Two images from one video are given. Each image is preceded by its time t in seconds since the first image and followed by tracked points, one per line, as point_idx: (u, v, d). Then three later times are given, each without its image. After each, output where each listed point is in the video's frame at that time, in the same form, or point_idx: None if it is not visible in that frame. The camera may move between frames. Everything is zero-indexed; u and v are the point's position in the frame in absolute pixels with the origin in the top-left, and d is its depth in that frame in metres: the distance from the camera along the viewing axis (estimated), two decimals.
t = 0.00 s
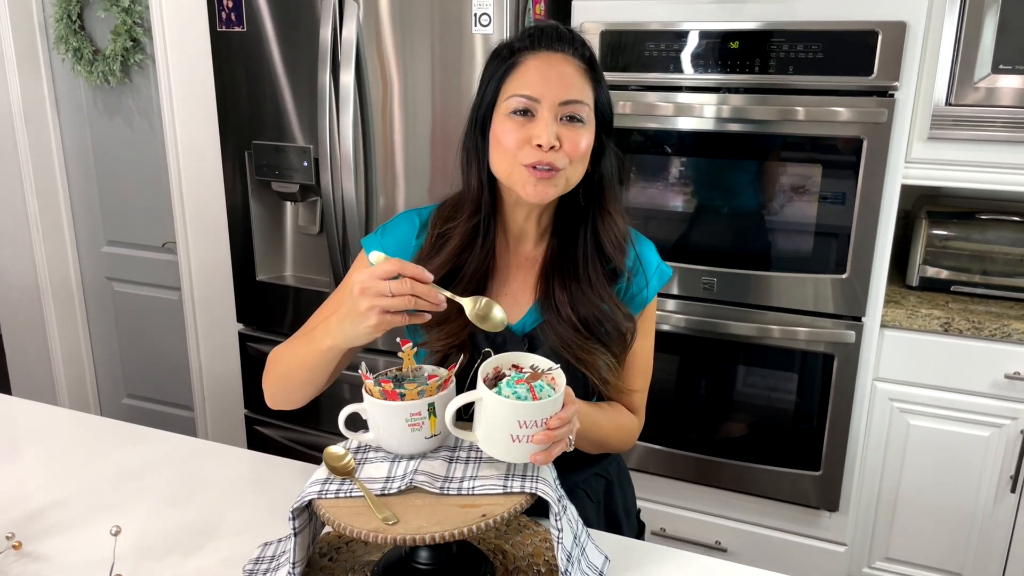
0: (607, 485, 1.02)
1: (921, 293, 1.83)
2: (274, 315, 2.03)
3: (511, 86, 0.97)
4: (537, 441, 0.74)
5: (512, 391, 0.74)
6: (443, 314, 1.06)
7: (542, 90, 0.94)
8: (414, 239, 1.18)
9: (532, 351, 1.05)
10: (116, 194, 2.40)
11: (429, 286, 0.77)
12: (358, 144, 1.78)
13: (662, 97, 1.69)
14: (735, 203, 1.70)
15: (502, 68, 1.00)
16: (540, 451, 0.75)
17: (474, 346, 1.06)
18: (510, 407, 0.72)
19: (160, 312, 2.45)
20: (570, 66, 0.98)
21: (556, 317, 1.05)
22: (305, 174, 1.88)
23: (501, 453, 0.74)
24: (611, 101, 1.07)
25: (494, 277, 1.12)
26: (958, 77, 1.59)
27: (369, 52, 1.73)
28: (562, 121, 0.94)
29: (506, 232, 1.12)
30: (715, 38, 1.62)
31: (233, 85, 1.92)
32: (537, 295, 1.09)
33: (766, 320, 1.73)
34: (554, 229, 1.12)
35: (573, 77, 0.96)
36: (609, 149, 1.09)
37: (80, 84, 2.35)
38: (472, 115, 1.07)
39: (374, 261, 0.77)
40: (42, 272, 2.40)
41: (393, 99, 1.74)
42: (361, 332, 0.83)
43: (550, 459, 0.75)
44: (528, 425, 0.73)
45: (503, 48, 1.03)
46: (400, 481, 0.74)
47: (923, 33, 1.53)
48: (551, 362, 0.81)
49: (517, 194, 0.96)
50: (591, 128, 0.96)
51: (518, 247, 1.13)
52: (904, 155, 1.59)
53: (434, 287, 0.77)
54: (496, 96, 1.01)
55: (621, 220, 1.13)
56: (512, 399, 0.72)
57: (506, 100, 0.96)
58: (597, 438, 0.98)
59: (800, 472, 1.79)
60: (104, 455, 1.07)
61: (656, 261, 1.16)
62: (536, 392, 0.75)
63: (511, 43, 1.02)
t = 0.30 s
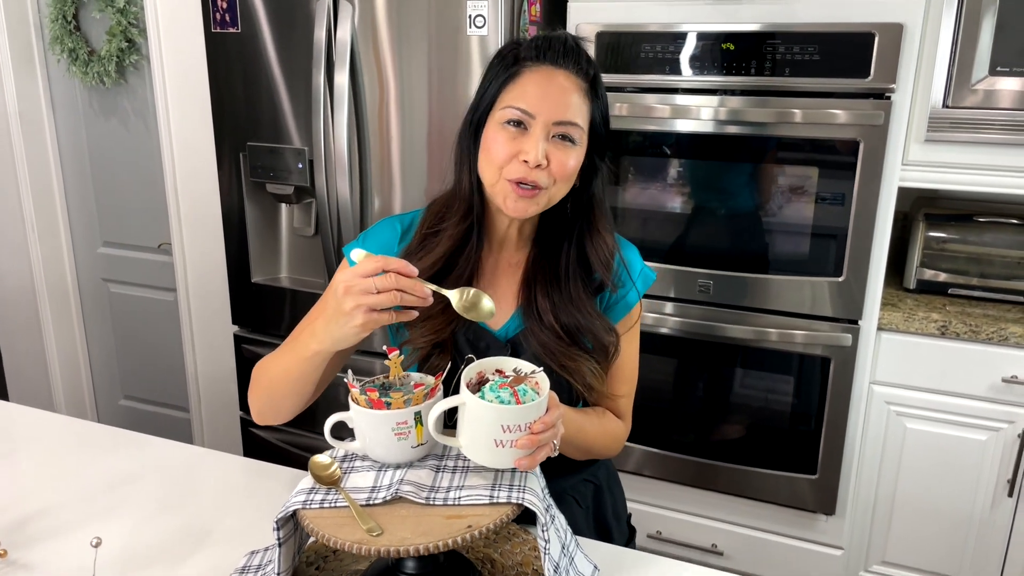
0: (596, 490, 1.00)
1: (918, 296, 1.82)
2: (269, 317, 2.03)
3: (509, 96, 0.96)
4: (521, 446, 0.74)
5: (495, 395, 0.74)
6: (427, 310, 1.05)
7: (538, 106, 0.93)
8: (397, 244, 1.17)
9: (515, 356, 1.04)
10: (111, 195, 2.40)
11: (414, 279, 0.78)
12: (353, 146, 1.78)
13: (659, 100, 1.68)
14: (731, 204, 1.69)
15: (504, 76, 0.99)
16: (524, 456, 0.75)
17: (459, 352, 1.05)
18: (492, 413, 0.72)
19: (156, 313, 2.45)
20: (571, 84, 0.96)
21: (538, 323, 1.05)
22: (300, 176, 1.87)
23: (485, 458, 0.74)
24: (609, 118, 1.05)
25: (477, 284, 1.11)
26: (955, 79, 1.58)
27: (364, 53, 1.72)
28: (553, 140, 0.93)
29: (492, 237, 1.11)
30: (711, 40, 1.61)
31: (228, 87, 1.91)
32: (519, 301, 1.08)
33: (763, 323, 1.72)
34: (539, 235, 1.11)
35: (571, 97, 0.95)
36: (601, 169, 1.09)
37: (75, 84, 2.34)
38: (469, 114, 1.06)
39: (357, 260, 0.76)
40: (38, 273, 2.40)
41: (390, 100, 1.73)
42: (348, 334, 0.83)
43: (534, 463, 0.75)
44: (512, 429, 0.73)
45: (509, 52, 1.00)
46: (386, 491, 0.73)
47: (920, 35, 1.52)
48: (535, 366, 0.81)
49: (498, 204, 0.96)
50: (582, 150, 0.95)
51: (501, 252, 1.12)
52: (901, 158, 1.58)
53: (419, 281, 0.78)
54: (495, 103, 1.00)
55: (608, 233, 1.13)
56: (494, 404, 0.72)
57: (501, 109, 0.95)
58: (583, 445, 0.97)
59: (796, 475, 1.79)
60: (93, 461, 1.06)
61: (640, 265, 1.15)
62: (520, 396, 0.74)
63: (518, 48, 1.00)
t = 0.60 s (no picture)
0: (584, 500, 0.99)
1: (915, 300, 1.81)
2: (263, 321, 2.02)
3: (485, 104, 0.95)
4: (508, 460, 0.73)
5: (482, 408, 0.73)
6: (415, 314, 1.05)
7: (513, 115, 0.92)
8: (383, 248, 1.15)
9: (500, 364, 1.03)
10: (106, 198, 2.39)
11: (366, 226, 0.77)
12: (346, 149, 1.77)
13: (657, 103, 1.67)
14: (728, 208, 1.68)
15: (482, 83, 0.98)
16: (511, 469, 0.74)
17: (445, 360, 1.04)
18: (481, 425, 0.71)
19: (152, 316, 2.44)
20: (548, 92, 0.95)
21: (523, 332, 1.04)
22: (293, 180, 1.86)
23: (472, 472, 0.73)
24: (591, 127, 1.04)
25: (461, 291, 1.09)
26: (952, 83, 1.57)
27: (358, 56, 1.71)
28: (528, 150, 0.92)
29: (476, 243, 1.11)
30: (709, 43, 1.60)
31: (221, 90, 1.90)
32: (505, 308, 1.07)
33: (759, 328, 1.71)
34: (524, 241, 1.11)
35: (547, 106, 0.94)
36: (586, 179, 1.08)
37: (70, 87, 2.34)
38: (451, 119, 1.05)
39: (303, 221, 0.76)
40: (33, 276, 2.39)
41: (385, 103, 1.72)
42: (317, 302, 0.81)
43: (522, 476, 0.74)
44: (499, 443, 0.72)
45: (491, 57, 1.00)
46: (366, 503, 0.72)
47: (916, 38, 1.51)
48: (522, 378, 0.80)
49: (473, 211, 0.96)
50: (558, 160, 0.95)
51: (486, 258, 1.11)
52: (897, 162, 1.57)
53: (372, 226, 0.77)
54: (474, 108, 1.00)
55: (596, 244, 1.12)
56: (482, 416, 0.71)
57: (478, 116, 0.95)
58: (572, 455, 0.96)
59: (792, 481, 1.77)
60: (78, 469, 1.05)
61: (627, 273, 1.14)
62: (508, 409, 0.73)
63: (499, 54, 1.00)
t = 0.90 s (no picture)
0: (583, 506, 0.99)
1: (915, 303, 1.81)
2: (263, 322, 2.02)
3: (471, 118, 0.95)
4: (503, 466, 0.73)
5: (478, 414, 0.73)
6: (416, 324, 1.04)
7: (500, 127, 0.92)
8: (390, 250, 1.15)
9: (503, 369, 1.03)
10: (107, 199, 2.39)
11: (350, 196, 0.80)
12: (346, 151, 1.77)
13: (657, 107, 1.67)
14: (728, 211, 1.68)
15: (464, 95, 0.98)
16: (506, 476, 0.73)
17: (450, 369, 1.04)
18: (475, 431, 0.71)
19: (153, 318, 2.44)
20: (530, 98, 0.95)
21: (528, 331, 1.04)
22: (293, 182, 1.86)
23: (468, 478, 0.73)
24: (580, 121, 1.03)
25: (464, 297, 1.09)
26: (952, 86, 1.57)
27: (359, 58, 1.71)
28: (520, 158, 0.93)
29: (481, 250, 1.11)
30: (709, 47, 1.59)
31: (222, 92, 1.91)
32: (509, 310, 1.07)
33: (760, 331, 1.71)
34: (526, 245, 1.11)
35: (532, 111, 0.93)
36: (581, 174, 1.06)
37: (72, 89, 2.34)
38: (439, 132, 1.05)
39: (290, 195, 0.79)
40: (34, 278, 2.40)
41: (386, 105, 1.72)
42: (307, 284, 0.82)
43: (516, 483, 0.74)
44: (494, 449, 0.72)
45: (470, 66, 0.99)
46: (364, 509, 0.72)
47: (917, 42, 1.51)
48: (519, 384, 0.80)
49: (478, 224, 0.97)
50: (552, 162, 0.95)
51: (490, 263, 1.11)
52: (897, 165, 1.57)
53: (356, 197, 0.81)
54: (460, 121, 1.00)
55: (592, 242, 1.12)
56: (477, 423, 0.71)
57: (466, 131, 0.95)
58: (570, 460, 0.96)
59: (792, 483, 1.77)
60: (78, 472, 1.06)
61: (630, 281, 1.14)
62: (503, 415, 0.74)
63: (477, 61, 0.99)
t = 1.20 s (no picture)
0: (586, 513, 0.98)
1: (922, 305, 1.79)
2: (263, 324, 2.01)
3: (476, 129, 0.93)
4: (508, 473, 0.71)
5: (484, 419, 0.72)
6: (419, 334, 1.03)
7: (508, 135, 0.90)
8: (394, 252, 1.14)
9: (509, 373, 1.01)
10: (107, 199, 2.38)
11: (365, 244, 0.75)
12: (347, 152, 1.76)
13: (660, 106, 1.65)
14: (733, 212, 1.66)
15: (466, 106, 0.96)
16: (512, 483, 0.72)
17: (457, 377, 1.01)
18: (480, 437, 0.69)
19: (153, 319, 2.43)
20: (534, 102, 0.93)
21: (537, 330, 1.03)
22: (293, 183, 1.85)
23: (472, 486, 0.72)
24: (582, 117, 1.01)
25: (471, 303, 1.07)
26: (959, 85, 1.55)
27: (359, 58, 1.69)
28: (533, 163, 0.91)
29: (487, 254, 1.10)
30: (712, 46, 1.58)
31: (221, 92, 1.89)
32: (517, 313, 1.06)
33: (764, 333, 1.69)
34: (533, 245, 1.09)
35: (538, 115, 0.91)
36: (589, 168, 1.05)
37: (71, 88, 2.33)
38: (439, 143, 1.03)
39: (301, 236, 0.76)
40: (34, 280, 2.39)
41: (387, 104, 1.70)
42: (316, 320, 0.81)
43: (522, 490, 0.72)
44: (499, 456, 0.70)
45: (468, 76, 0.97)
46: (363, 520, 0.71)
47: (924, 40, 1.49)
48: (526, 389, 0.78)
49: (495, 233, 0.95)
50: (563, 163, 0.94)
51: (497, 265, 1.10)
52: (904, 165, 1.55)
53: (371, 245, 0.76)
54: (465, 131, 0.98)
55: (600, 240, 1.10)
56: (483, 429, 0.70)
57: (473, 143, 0.93)
58: (576, 465, 0.94)
59: (796, 487, 1.76)
60: (74, 477, 1.04)
61: (639, 284, 1.11)
62: (509, 421, 0.72)
63: (474, 70, 0.97)
